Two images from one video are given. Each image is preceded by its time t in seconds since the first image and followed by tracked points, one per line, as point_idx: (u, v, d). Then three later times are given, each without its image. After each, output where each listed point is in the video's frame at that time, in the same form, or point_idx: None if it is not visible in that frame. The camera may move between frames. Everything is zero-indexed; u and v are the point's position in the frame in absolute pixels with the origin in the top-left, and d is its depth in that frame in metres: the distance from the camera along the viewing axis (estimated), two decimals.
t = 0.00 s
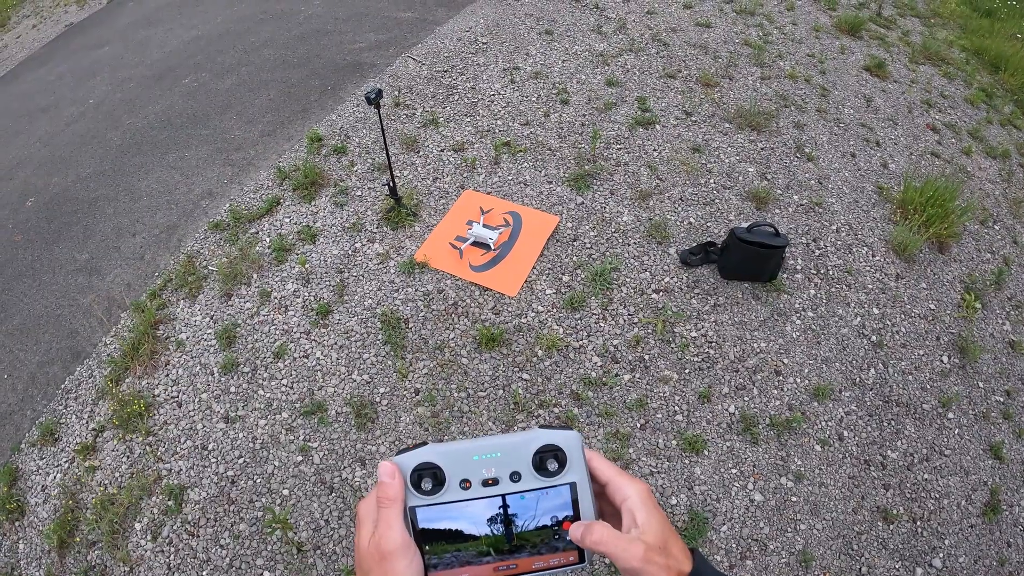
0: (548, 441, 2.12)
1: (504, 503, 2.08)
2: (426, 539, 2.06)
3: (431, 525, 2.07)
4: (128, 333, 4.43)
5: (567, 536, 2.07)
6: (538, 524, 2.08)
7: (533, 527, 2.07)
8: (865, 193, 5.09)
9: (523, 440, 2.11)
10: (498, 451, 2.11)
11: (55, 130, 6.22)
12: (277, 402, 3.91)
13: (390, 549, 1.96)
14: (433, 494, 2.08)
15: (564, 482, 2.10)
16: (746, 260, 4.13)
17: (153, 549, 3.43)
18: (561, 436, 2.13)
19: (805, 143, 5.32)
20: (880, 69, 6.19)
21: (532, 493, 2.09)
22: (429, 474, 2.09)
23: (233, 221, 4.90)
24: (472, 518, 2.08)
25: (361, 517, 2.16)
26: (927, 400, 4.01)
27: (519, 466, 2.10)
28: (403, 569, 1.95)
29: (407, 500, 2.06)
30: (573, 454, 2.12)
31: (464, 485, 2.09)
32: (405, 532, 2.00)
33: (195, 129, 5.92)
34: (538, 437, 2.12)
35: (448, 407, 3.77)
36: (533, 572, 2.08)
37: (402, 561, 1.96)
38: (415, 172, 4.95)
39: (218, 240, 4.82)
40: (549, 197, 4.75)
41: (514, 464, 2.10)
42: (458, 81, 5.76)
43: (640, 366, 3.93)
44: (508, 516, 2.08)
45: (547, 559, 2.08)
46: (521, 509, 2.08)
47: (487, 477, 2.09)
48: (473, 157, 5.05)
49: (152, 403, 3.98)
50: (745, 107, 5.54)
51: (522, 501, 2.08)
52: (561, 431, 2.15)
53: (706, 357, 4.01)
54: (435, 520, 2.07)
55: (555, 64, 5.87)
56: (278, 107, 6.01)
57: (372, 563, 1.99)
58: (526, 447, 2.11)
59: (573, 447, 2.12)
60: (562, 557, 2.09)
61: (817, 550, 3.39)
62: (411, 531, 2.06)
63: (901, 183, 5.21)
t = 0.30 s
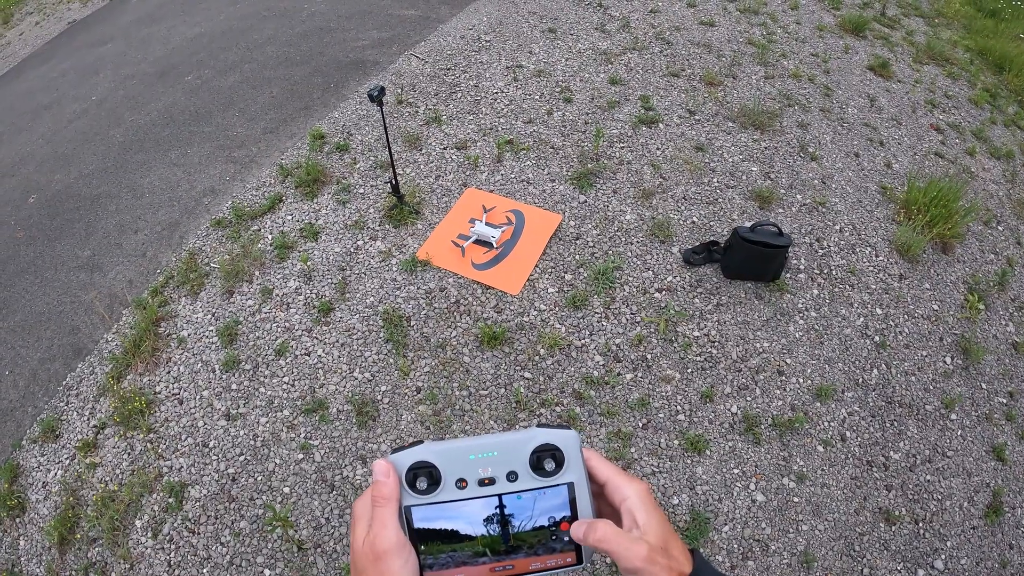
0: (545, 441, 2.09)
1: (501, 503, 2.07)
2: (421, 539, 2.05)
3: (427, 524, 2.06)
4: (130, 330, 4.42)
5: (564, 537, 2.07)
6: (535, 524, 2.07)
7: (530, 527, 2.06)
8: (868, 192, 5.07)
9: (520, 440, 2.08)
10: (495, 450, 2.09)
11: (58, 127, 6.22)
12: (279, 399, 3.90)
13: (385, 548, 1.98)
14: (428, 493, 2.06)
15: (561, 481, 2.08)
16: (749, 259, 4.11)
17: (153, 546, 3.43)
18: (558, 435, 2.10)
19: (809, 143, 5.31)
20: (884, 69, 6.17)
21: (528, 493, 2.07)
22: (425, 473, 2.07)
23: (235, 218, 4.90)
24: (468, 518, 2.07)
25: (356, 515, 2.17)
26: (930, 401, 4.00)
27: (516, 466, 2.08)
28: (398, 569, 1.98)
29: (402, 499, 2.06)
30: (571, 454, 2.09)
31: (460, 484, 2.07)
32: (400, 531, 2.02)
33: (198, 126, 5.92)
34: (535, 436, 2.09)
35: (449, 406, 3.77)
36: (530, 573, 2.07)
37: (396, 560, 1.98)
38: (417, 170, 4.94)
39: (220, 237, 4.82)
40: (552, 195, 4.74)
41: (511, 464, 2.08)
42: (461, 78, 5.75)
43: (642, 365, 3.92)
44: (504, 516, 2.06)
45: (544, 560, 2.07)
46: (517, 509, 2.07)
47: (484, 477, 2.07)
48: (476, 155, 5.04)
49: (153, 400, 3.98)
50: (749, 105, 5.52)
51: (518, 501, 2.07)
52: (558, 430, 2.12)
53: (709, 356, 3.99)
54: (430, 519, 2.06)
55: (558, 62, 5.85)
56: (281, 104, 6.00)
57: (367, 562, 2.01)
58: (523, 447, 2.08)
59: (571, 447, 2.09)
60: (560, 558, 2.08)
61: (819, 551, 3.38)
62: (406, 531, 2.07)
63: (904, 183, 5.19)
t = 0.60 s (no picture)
0: (543, 442, 2.08)
1: (499, 505, 2.05)
2: (420, 543, 2.03)
3: (425, 528, 2.03)
4: (132, 327, 4.41)
5: (563, 538, 2.05)
6: (534, 527, 2.04)
7: (529, 530, 2.03)
8: (874, 193, 5.05)
9: (517, 441, 2.07)
10: (493, 452, 2.07)
11: (60, 123, 6.21)
12: (281, 397, 3.89)
13: (382, 553, 1.94)
14: (426, 496, 2.04)
15: (560, 483, 2.06)
16: (754, 260, 4.10)
17: (155, 544, 3.41)
18: (556, 436, 2.09)
19: (814, 143, 5.29)
20: (889, 69, 6.14)
21: (527, 495, 2.05)
22: (422, 476, 2.05)
23: (238, 215, 4.88)
24: (466, 521, 2.04)
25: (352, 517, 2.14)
26: (934, 403, 3.98)
27: (514, 468, 2.06)
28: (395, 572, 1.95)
29: (399, 502, 2.04)
30: (569, 455, 2.08)
31: (458, 487, 2.05)
32: (397, 535, 1.99)
33: (201, 123, 5.90)
34: (533, 438, 2.08)
35: (453, 405, 3.75)
36: None
37: (394, 564, 1.95)
38: (421, 168, 4.93)
39: (223, 234, 4.81)
40: (556, 193, 4.73)
41: (509, 466, 2.06)
42: (465, 76, 5.73)
43: (646, 365, 3.90)
44: (502, 519, 2.04)
45: (543, 562, 2.05)
46: (515, 512, 2.05)
47: (481, 479, 2.06)
48: (480, 152, 5.02)
49: (155, 397, 3.97)
50: (754, 104, 5.50)
51: (517, 503, 2.05)
52: (556, 432, 2.11)
53: (713, 356, 3.98)
54: (427, 523, 2.03)
55: (563, 60, 5.83)
56: (284, 101, 5.98)
57: (364, 566, 1.98)
58: (521, 449, 2.07)
59: (570, 448, 2.08)
60: (559, 560, 2.06)
61: (822, 553, 3.37)
62: (404, 533, 2.04)
63: (909, 183, 5.17)
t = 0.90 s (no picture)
0: (553, 420, 2.03)
1: (507, 486, 1.98)
2: (424, 527, 1.94)
3: (429, 510, 1.96)
4: (134, 323, 4.37)
5: (576, 522, 1.95)
6: (545, 510, 1.96)
7: (539, 513, 1.95)
8: (881, 192, 5.01)
9: (526, 418, 2.02)
10: (500, 430, 2.03)
11: (63, 118, 6.18)
12: (283, 395, 3.85)
13: (384, 532, 1.89)
14: (431, 476, 1.98)
15: (571, 463, 2.00)
16: (762, 258, 4.06)
17: (155, 542, 3.38)
18: (567, 414, 2.04)
19: (821, 141, 5.25)
20: (896, 68, 6.11)
21: (536, 475, 1.99)
22: (428, 454, 2.00)
23: (241, 211, 4.85)
24: (472, 503, 1.96)
25: (356, 499, 2.10)
26: (941, 404, 3.94)
27: (522, 447, 2.00)
28: (396, 554, 1.87)
29: (404, 482, 1.98)
30: (581, 434, 2.02)
31: (465, 466, 1.99)
32: (401, 515, 1.93)
33: (203, 119, 5.86)
34: (543, 415, 2.03)
35: (457, 403, 3.71)
36: (539, 564, 1.92)
37: (395, 545, 1.88)
38: (426, 164, 4.89)
39: (225, 229, 4.78)
40: (562, 190, 4.69)
41: (517, 445, 2.01)
42: (471, 72, 5.69)
43: (653, 364, 3.87)
44: (511, 501, 1.96)
45: (555, 549, 1.93)
46: (525, 493, 1.97)
47: (488, 459, 2.00)
48: (485, 149, 4.98)
49: (156, 394, 3.93)
50: (760, 102, 5.46)
51: (526, 484, 1.98)
52: (567, 409, 2.06)
53: (720, 356, 3.94)
54: (432, 504, 1.97)
55: (568, 57, 5.80)
56: (288, 96, 5.95)
57: (365, 546, 1.92)
58: (530, 426, 2.02)
59: (581, 427, 2.02)
60: (572, 548, 1.93)
61: (829, 555, 3.33)
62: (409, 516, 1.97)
63: (916, 183, 5.13)
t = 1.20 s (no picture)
0: (571, 396, 2.01)
1: (523, 466, 1.95)
2: (431, 510, 1.90)
3: (437, 491, 1.92)
4: (135, 319, 4.35)
5: (596, 506, 1.91)
6: (562, 493, 1.92)
7: (556, 496, 1.91)
8: (887, 191, 4.98)
9: (543, 394, 2.01)
10: (516, 406, 2.01)
11: (65, 114, 6.15)
12: (285, 391, 3.82)
13: (389, 510, 1.86)
14: (442, 453, 1.95)
15: (591, 442, 1.97)
16: (768, 256, 4.03)
17: (154, 540, 3.34)
18: (586, 390, 2.02)
19: (827, 139, 5.22)
20: (902, 67, 6.07)
21: (554, 454, 1.96)
22: (438, 429, 1.98)
23: (243, 206, 4.82)
24: (486, 484, 1.93)
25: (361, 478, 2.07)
26: (947, 404, 3.91)
27: (539, 424, 1.98)
28: (400, 534, 1.84)
29: (412, 459, 1.96)
30: (601, 411, 2.00)
31: (478, 443, 1.97)
32: (407, 494, 1.90)
33: (206, 114, 5.84)
34: (561, 390, 2.02)
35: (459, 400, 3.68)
36: (556, 552, 1.88)
37: (399, 524, 1.85)
38: (429, 160, 4.86)
39: (227, 225, 4.75)
40: (567, 187, 4.66)
41: (534, 421, 1.99)
42: (475, 68, 5.67)
43: (658, 362, 3.83)
44: (527, 483, 1.93)
45: (573, 536, 1.89)
46: (541, 474, 1.94)
47: (504, 435, 1.97)
48: (489, 145, 4.95)
49: (157, 390, 3.90)
50: (766, 100, 5.43)
51: (543, 463, 1.95)
52: (586, 386, 2.04)
53: (726, 354, 3.91)
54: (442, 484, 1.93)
55: (573, 53, 5.77)
56: (291, 92, 5.92)
57: (368, 525, 1.89)
58: (547, 402, 2.00)
59: (602, 404, 2.00)
60: (591, 535, 1.90)
61: (835, 556, 3.30)
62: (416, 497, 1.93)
63: (922, 182, 5.10)
